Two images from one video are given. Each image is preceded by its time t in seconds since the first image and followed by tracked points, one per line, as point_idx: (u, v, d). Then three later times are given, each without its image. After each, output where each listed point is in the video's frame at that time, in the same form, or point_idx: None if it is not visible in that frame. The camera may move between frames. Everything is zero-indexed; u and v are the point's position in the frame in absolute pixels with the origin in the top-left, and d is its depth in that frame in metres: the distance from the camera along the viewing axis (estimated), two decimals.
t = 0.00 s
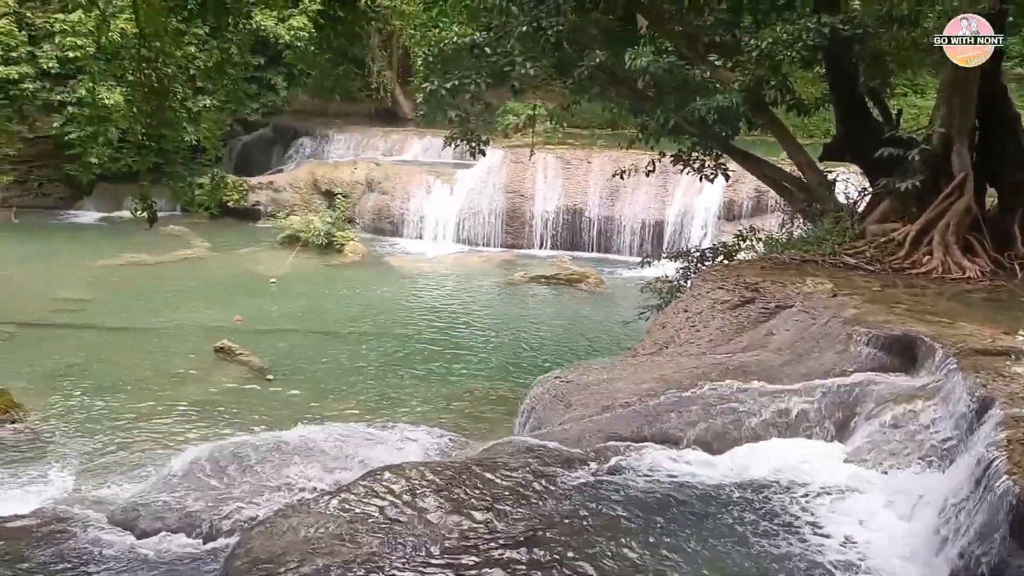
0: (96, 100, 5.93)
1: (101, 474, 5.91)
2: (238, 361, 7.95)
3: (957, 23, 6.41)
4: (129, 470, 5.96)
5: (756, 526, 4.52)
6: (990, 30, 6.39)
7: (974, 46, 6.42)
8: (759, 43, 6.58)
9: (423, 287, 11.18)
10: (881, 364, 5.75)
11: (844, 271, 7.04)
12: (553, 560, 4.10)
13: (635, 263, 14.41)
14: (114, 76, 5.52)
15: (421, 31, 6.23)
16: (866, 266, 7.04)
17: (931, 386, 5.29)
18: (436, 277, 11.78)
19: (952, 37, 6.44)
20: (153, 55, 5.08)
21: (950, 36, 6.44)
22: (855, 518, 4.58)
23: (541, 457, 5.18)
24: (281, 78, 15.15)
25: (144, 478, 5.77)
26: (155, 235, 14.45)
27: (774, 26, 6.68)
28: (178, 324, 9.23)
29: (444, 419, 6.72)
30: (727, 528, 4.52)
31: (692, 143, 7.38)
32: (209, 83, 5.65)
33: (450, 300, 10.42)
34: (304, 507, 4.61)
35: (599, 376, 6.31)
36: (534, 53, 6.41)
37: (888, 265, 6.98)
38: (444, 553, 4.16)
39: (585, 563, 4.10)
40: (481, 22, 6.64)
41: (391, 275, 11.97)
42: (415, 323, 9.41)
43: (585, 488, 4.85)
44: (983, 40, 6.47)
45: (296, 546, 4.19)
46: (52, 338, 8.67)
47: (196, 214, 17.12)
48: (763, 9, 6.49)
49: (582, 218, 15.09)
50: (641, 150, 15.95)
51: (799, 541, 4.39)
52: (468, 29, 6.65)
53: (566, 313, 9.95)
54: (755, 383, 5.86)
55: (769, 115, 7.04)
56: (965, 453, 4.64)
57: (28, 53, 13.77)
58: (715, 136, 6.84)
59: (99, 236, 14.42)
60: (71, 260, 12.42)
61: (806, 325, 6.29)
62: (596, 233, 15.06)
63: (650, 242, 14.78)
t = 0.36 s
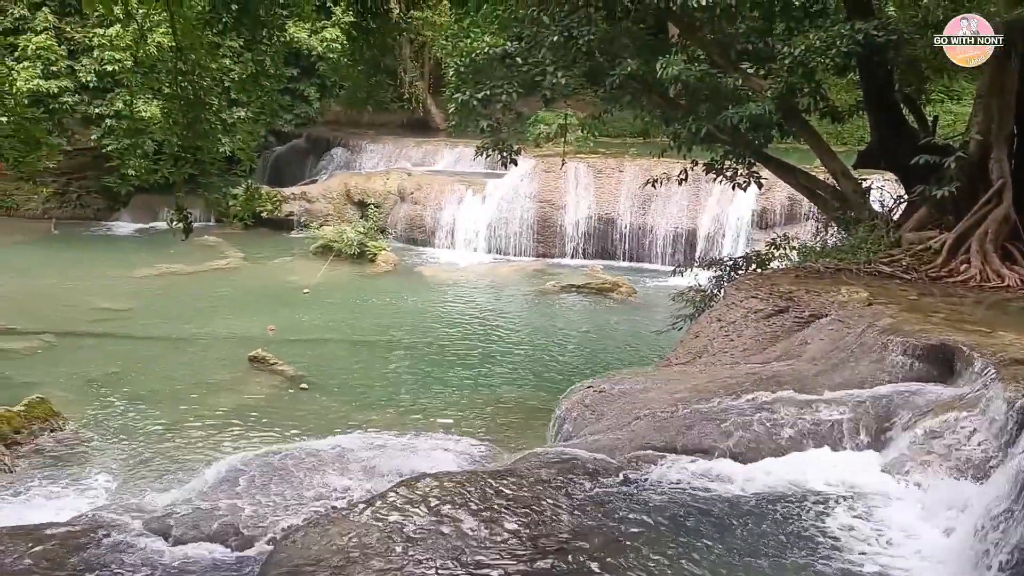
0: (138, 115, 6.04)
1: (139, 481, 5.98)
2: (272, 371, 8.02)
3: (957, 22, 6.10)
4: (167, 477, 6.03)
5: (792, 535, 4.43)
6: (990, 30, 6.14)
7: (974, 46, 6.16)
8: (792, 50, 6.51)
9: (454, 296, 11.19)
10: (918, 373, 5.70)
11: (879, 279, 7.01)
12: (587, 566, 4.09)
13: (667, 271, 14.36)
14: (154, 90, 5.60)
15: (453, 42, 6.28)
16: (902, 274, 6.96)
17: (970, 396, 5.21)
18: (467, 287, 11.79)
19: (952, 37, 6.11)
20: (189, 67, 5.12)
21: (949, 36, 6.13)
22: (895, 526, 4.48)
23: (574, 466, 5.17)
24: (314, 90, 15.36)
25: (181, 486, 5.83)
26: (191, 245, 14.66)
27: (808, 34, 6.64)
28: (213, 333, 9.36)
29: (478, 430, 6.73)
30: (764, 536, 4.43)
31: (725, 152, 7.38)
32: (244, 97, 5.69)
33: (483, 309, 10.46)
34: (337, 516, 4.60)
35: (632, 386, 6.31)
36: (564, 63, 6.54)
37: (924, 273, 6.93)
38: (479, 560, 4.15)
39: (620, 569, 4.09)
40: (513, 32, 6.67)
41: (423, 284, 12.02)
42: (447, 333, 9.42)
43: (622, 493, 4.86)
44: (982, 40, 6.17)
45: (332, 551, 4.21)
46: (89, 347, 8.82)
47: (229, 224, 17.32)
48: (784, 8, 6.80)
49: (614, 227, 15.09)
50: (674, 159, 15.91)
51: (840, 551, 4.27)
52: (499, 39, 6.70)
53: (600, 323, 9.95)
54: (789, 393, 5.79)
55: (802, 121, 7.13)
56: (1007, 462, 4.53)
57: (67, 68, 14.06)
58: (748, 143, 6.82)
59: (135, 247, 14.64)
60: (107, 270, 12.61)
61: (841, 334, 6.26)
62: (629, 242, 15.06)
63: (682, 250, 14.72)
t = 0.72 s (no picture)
0: (163, 123, 6.10)
1: (162, 485, 6.03)
2: (291, 376, 8.06)
3: (957, 22, 6.21)
4: (190, 481, 6.08)
5: (818, 539, 4.38)
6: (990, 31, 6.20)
7: (974, 46, 6.17)
8: (811, 55, 6.51)
9: (474, 302, 11.20)
10: (941, 379, 5.66)
11: (902, 285, 6.99)
12: (608, 569, 4.07)
13: (686, 276, 14.34)
14: (175, 97, 5.64)
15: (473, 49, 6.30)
16: (925, 279, 7.00)
17: (995, 403, 5.16)
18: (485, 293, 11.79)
19: (952, 37, 6.20)
20: (211, 74, 5.09)
21: (949, 36, 6.22)
22: (919, 533, 4.39)
23: (593, 471, 5.16)
24: (334, 97, 15.46)
25: (203, 490, 5.88)
26: (212, 251, 14.78)
27: (828, 38, 6.63)
28: (234, 338, 9.42)
29: (499, 436, 6.74)
30: (789, 541, 4.39)
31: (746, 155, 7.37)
32: (264, 103, 5.72)
33: (503, 314, 10.50)
34: (357, 522, 4.60)
35: (652, 392, 6.30)
36: (583, 69, 6.52)
37: (948, 278, 6.95)
38: (503, 560, 4.16)
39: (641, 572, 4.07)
40: (531, 38, 6.68)
41: (442, 290, 12.04)
42: (467, 338, 9.43)
43: (644, 501, 4.81)
44: (983, 40, 6.22)
45: (354, 553, 4.24)
46: (111, 352, 8.90)
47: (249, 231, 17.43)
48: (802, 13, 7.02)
49: (633, 233, 15.07)
50: (693, 164, 15.86)
51: (865, 556, 4.21)
52: (519, 45, 6.73)
53: (620, 328, 9.94)
54: (810, 398, 5.74)
55: (823, 126, 7.08)
56: None
57: (90, 76, 14.21)
58: (767, 148, 6.90)
59: (156, 253, 14.77)
60: (129, 276, 12.71)
61: (863, 338, 6.21)
62: (648, 248, 15.02)
63: (702, 255, 14.69)
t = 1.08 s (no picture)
0: (189, 132, 6.16)
1: (186, 490, 6.07)
2: (313, 383, 8.11)
3: (957, 22, 6.22)
4: (214, 487, 6.12)
5: (844, 543, 4.32)
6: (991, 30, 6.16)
7: (974, 46, 6.18)
8: (833, 59, 6.48)
9: (495, 308, 11.23)
10: (966, 386, 5.61)
11: (925, 291, 6.96)
12: (631, 569, 4.06)
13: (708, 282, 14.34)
14: (197, 105, 5.62)
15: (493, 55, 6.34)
16: (950, 285, 6.99)
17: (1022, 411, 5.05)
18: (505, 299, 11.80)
19: (952, 37, 6.20)
20: (233, 83, 5.01)
21: (950, 36, 6.24)
22: (945, 537, 4.33)
23: (615, 477, 5.16)
24: (356, 105, 15.58)
25: (227, 495, 5.91)
26: (235, 258, 14.89)
27: (850, 42, 6.59)
28: (258, 345, 9.47)
29: (521, 443, 6.74)
30: (814, 545, 4.34)
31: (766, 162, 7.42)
32: (287, 111, 5.71)
33: (525, 320, 10.54)
34: (378, 527, 4.60)
35: (674, 399, 6.30)
36: (604, 75, 6.53)
37: (972, 283, 6.94)
38: (528, 561, 4.15)
39: (665, 569, 4.06)
40: (552, 45, 6.70)
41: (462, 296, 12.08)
42: (487, 344, 9.44)
43: (667, 505, 4.79)
44: (984, 40, 6.19)
45: (377, 553, 4.25)
46: (135, 358, 8.98)
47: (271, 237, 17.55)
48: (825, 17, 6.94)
49: (653, 238, 15.07)
50: (713, 169, 15.85)
51: (894, 560, 4.13)
52: (539, 52, 6.74)
53: (642, 334, 9.94)
54: (833, 406, 5.71)
55: (844, 132, 7.12)
56: None
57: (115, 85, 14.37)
58: (789, 153, 6.87)
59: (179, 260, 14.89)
60: (154, 283, 12.83)
61: (886, 344, 6.20)
62: (668, 253, 15.02)
63: (723, 261, 14.67)
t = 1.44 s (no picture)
0: (216, 140, 6.22)
1: (211, 496, 6.12)
2: (337, 390, 8.15)
3: (957, 22, 5.86)
4: (239, 493, 6.16)
5: (871, 553, 4.28)
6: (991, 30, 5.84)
7: (974, 46, 5.87)
8: (858, 66, 6.45)
9: (519, 315, 11.25)
10: (994, 395, 5.55)
11: (952, 300, 6.91)
12: None
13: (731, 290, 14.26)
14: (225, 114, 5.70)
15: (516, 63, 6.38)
16: (977, 293, 6.94)
17: None
18: (528, 306, 11.81)
19: (952, 38, 5.93)
20: (259, 92, 5.05)
21: (949, 37, 5.90)
22: (975, 547, 4.27)
23: (639, 485, 5.15)
24: (379, 114, 15.69)
25: (251, 501, 5.94)
26: (260, 266, 14.99)
27: (875, 48, 6.55)
28: (283, 352, 9.53)
29: (545, 450, 6.74)
30: (840, 556, 4.28)
31: (790, 169, 7.40)
32: (312, 119, 5.74)
33: (549, 326, 10.58)
34: (402, 534, 4.58)
35: (698, 408, 6.28)
36: (627, 82, 6.54)
37: (1000, 290, 6.88)
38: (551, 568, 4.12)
39: None
40: (575, 53, 6.71)
41: (485, 303, 12.10)
42: (511, 351, 9.46)
43: (692, 513, 4.77)
44: (984, 41, 5.93)
45: (400, 558, 4.25)
46: (162, 364, 9.07)
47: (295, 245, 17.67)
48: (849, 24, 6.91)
49: (677, 245, 15.03)
50: (737, 177, 15.80)
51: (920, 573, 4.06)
52: (562, 59, 6.76)
53: (666, 342, 9.92)
54: (859, 414, 5.67)
55: (869, 138, 7.09)
56: None
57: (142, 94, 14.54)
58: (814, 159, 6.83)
59: (204, 267, 15.03)
60: (180, 290, 12.95)
61: (912, 352, 6.18)
62: (691, 261, 14.98)
63: (747, 269, 14.60)
